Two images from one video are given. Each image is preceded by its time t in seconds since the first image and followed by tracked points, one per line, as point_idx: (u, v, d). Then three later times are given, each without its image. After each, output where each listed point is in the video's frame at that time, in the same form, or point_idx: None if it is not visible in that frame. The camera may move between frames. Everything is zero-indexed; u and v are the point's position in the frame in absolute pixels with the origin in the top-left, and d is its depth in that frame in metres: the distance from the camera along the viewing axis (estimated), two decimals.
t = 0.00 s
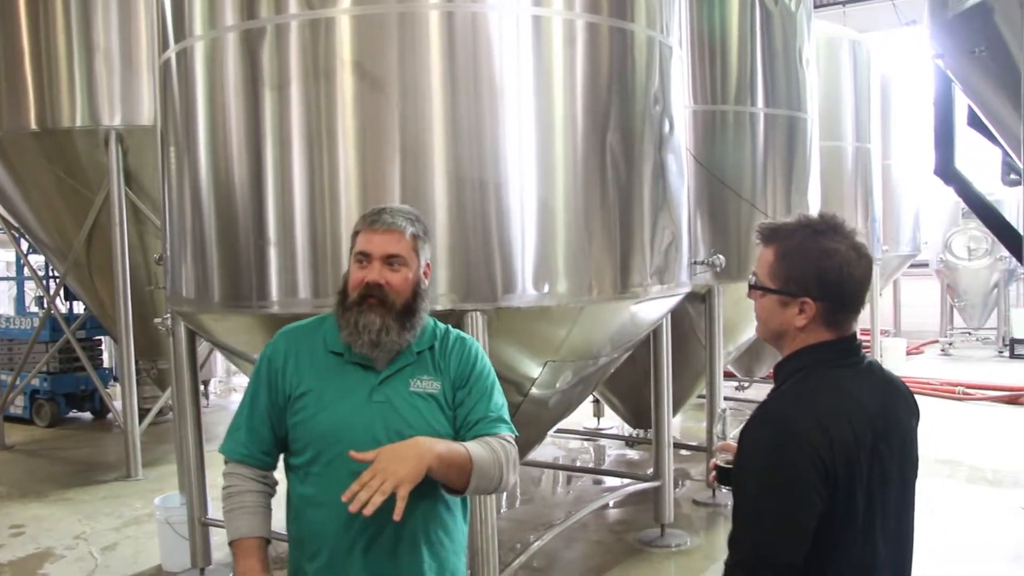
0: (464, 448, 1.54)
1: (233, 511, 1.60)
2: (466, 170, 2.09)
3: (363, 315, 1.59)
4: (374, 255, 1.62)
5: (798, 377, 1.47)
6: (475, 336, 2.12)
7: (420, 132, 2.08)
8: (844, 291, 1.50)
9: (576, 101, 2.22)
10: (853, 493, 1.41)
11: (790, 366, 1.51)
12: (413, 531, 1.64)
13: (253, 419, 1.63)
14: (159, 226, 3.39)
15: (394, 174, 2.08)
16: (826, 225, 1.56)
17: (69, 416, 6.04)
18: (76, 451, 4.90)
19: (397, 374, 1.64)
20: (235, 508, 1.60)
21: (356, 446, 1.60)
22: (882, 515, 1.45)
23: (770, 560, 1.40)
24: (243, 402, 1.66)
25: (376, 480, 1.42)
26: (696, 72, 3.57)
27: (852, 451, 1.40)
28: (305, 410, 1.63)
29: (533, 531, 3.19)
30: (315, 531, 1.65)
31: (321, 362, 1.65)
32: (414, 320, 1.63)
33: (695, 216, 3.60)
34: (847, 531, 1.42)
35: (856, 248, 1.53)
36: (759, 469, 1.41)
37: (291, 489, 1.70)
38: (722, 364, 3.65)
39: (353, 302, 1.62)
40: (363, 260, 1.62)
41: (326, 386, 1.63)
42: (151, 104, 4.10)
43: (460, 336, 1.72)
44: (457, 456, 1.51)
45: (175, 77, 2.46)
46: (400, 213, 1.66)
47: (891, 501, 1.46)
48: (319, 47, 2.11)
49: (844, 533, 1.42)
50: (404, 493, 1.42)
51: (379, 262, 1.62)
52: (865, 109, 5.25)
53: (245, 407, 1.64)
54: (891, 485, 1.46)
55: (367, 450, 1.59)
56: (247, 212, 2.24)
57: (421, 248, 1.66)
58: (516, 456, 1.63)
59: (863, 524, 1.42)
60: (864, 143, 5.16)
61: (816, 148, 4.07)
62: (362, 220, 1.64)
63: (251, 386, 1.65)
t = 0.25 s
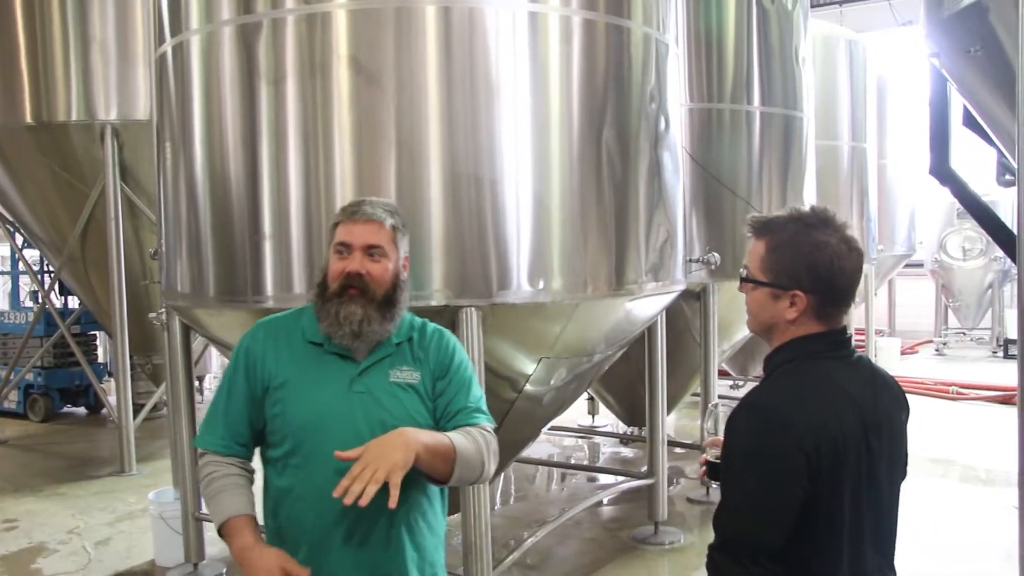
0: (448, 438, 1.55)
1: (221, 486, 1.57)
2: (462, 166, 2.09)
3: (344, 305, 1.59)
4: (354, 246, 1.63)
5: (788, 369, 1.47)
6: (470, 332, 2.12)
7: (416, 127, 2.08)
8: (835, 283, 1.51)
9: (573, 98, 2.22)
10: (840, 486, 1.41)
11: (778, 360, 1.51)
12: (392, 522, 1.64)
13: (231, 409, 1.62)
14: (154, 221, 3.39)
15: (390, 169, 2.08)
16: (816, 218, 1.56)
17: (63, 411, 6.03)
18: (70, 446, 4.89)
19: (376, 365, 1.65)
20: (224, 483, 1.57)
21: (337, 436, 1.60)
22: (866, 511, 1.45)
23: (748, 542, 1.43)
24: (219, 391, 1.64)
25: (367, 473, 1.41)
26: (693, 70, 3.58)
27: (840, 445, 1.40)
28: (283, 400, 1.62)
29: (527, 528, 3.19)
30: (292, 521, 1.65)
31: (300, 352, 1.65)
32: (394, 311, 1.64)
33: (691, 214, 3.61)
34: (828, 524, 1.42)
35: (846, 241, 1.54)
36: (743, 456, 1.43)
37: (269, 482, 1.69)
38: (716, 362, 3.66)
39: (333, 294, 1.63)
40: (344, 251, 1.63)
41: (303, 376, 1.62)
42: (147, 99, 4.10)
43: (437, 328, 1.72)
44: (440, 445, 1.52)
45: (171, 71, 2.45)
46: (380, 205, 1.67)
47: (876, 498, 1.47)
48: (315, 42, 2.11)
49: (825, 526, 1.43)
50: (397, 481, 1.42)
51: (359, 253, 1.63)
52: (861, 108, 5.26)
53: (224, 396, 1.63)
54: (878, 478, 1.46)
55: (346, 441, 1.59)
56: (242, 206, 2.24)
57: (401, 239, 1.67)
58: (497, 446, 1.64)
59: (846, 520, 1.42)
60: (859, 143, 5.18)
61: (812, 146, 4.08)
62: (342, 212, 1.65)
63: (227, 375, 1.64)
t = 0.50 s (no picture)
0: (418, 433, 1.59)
1: (194, 477, 1.52)
2: (459, 166, 2.09)
3: (305, 299, 1.60)
4: (311, 239, 1.64)
5: (779, 369, 1.47)
6: (464, 333, 2.12)
7: (414, 127, 2.08)
8: (826, 285, 1.51)
9: (571, 100, 2.22)
10: (830, 490, 1.41)
11: (772, 356, 1.51)
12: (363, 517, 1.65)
13: (189, 412, 1.57)
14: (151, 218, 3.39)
15: (388, 168, 2.08)
16: (806, 221, 1.57)
17: (57, 407, 6.02)
18: (63, 442, 4.88)
19: (336, 360, 1.65)
20: (195, 473, 1.52)
21: (304, 431, 1.58)
22: (855, 513, 1.45)
23: (736, 544, 1.43)
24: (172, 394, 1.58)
25: (351, 470, 1.44)
26: (692, 74, 3.60)
27: (829, 448, 1.40)
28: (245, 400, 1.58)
29: (520, 530, 3.19)
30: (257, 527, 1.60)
31: (258, 350, 1.61)
32: (354, 303, 1.66)
33: (687, 218, 3.62)
34: (816, 528, 1.43)
35: (836, 243, 1.54)
36: (732, 457, 1.43)
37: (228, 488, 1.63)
38: (711, 367, 3.66)
39: (292, 289, 1.63)
40: (301, 246, 1.64)
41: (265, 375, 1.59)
42: (146, 95, 4.10)
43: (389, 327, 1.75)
44: (412, 441, 1.56)
45: (169, 67, 2.46)
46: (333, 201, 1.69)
47: (866, 499, 1.47)
48: (314, 41, 2.12)
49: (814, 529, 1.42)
50: (382, 474, 1.45)
51: (315, 247, 1.64)
52: (858, 115, 5.28)
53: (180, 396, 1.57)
54: (867, 480, 1.47)
55: (313, 436, 1.58)
56: (239, 202, 2.24)
57: (354, 234, 1.70)
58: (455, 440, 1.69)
59: (835, 522, 1.42)
60: (856, 150, 5.20)
61: (809, 153, 4.09)
62: (297, 209, 1.66)
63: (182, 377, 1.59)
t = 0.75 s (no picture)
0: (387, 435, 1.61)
1: (170, 466, 1.43)
2: (461, 159, 2.09)
3: (292, 295, 1.56)
4: (281, 233, 1.58)
5: (774, 366, 1.47)
6: (465, 326, 2.11)
7: (416, 120, 2.08)
8: (824, 278, 1.52)
9: (573, 95, 2.23)
10: (829, 485, 1.41)
11: (766, 355, 1.51)
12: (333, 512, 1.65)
13: (158, 411, 1.45)
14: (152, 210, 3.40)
15: (390, 160, 2.08)
16: (803, 215, 1.57)
17: (58, 399, 6.03)
18: (64, 433, 4.89)
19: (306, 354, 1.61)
20: (169, 462, 1.43)
21: (282, 428, 1.54)
22: (852, 508, 1.46)
23: (733, 543, 1.43)
24: (136, 393, 1.45)
25: (323, 471, 1.44)
26: (695, 69, 3.60)
27: (827, 444, 1.40)
28: (219, 397, 1.51)
29: (519, 524, 3.19)
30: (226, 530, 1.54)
31: (226, 346, 1.54)
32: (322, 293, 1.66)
33: (689, 214, 3.63)
34: (816, 525, 1.43)
35: (834, 237, 1.55)
36: (729, 456, 1.43)
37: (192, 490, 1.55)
38: (711, 364, 3.66)
39: (270, 287, 1.57)
40: (269, 239, 1.58)
41: (242, 372, 1.53)
42: (148, 88, 4.10)
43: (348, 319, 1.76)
44: (381, 440, 1.58)
45: (171, 58, 2.46)
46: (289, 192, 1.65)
47: (862, 493, 1.48)
48: (317, 33, 2.12)
49: (813, 525, 1.42)
50: (352, 478, 1.46)
51: (285, 239, 1.59)
52: (861, 114, 5.27)
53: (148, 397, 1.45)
54: (863, 474, 1.47)
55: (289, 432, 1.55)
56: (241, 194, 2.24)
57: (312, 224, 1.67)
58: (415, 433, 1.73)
59: (833, 518, 1.42)
60: (859, 149, 5.19)
61: (812, 150, 4.09)
62: (259, 201, 1.60)
63: (147, 375, 1.46)
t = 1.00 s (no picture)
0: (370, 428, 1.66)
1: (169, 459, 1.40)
2: (464, 149, 2.09)
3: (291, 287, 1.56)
4: (295, 222, 1.58)
5: (774, 360, 1.47)
6: (469, 316, 2.11)
7: (419, 110, 2.08)
8: (825, 268, 1.51)
9: (576, 85, 2.22)
10: (833, 479, 1.41)
11: (767, 346, 1.52)
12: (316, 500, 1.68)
13: (152, 413, 1.43)
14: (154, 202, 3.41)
15: (392, 150, 2.08)
16: (806, 204, 1.56)
17: (62, 393, 6.05)
18: (69, 426, 4.91)
19: (287, 347, 1.63)
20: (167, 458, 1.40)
21: (272, 423, 1.56)
22: (856, 499, 1.45)
23: (734, 538, 1.43)
24: (127, 397, 1.41)
25: (330, 455, 1.47)
26: (698, 60, 3.61)
27: (830, 438, 1.40)
28: (210, 396, 1.50)
29: (523, 515, 3.20)
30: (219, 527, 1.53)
31: (213, 343, 1.52)
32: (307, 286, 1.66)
33: (692, 205, 3.65)
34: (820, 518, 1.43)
35: (836, 227, 1.54)
36: (731, 451, 1.43)
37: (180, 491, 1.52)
38: (715, 355, 3.66)
39: (274, 278, 1.56)
40: (279, 227, 1.57)
41: (233, 369, 1.52)
42: (150, 81, 4.10)
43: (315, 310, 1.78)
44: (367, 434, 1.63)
45: (173, 49, 2.46)
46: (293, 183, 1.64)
47: (867, 481, 1.48)
48: (319, 24, 2.12)
49: (816, 518, 1.42)
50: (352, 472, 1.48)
51: (296, 229, 1.59)
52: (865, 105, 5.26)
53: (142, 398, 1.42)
54: (866, 465, 1.47)
55: (277, 426, 1.57)
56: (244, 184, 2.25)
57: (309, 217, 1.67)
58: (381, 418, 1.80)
59: (836, 510, 1.42)
60: (862, 140, 5.19)
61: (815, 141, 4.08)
62: (269, 188, 1.58)
63: (136, 378, 1.42)
